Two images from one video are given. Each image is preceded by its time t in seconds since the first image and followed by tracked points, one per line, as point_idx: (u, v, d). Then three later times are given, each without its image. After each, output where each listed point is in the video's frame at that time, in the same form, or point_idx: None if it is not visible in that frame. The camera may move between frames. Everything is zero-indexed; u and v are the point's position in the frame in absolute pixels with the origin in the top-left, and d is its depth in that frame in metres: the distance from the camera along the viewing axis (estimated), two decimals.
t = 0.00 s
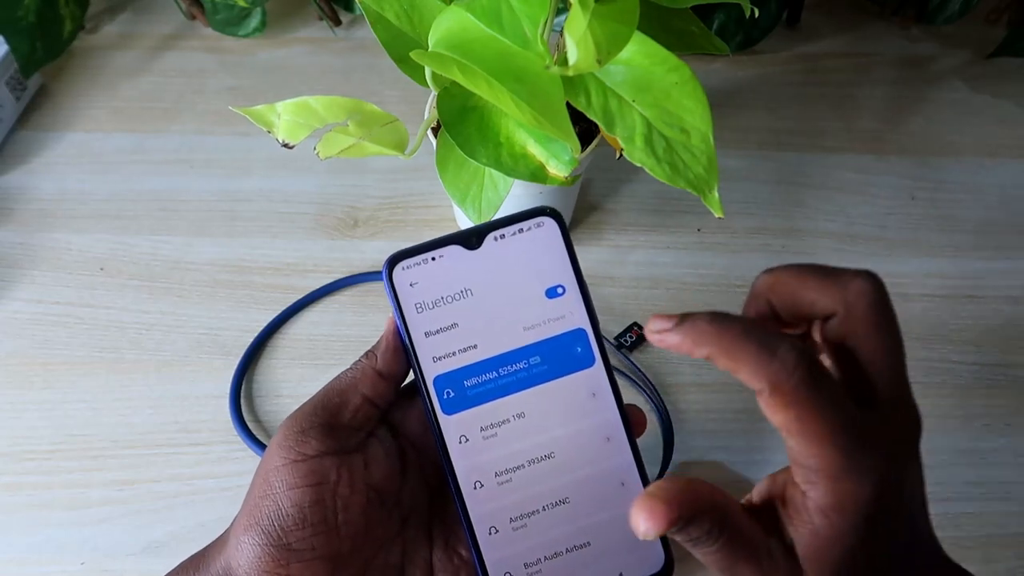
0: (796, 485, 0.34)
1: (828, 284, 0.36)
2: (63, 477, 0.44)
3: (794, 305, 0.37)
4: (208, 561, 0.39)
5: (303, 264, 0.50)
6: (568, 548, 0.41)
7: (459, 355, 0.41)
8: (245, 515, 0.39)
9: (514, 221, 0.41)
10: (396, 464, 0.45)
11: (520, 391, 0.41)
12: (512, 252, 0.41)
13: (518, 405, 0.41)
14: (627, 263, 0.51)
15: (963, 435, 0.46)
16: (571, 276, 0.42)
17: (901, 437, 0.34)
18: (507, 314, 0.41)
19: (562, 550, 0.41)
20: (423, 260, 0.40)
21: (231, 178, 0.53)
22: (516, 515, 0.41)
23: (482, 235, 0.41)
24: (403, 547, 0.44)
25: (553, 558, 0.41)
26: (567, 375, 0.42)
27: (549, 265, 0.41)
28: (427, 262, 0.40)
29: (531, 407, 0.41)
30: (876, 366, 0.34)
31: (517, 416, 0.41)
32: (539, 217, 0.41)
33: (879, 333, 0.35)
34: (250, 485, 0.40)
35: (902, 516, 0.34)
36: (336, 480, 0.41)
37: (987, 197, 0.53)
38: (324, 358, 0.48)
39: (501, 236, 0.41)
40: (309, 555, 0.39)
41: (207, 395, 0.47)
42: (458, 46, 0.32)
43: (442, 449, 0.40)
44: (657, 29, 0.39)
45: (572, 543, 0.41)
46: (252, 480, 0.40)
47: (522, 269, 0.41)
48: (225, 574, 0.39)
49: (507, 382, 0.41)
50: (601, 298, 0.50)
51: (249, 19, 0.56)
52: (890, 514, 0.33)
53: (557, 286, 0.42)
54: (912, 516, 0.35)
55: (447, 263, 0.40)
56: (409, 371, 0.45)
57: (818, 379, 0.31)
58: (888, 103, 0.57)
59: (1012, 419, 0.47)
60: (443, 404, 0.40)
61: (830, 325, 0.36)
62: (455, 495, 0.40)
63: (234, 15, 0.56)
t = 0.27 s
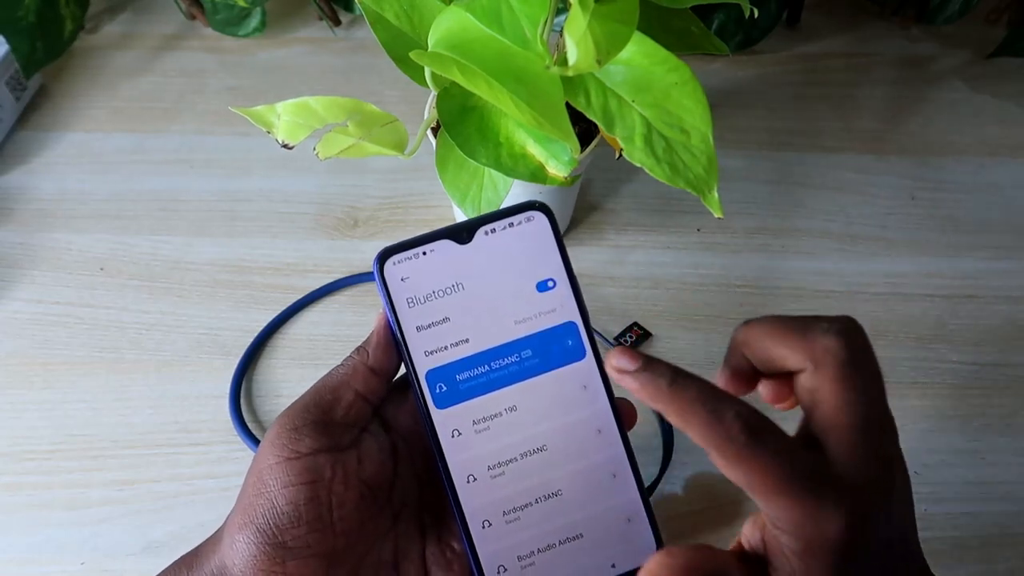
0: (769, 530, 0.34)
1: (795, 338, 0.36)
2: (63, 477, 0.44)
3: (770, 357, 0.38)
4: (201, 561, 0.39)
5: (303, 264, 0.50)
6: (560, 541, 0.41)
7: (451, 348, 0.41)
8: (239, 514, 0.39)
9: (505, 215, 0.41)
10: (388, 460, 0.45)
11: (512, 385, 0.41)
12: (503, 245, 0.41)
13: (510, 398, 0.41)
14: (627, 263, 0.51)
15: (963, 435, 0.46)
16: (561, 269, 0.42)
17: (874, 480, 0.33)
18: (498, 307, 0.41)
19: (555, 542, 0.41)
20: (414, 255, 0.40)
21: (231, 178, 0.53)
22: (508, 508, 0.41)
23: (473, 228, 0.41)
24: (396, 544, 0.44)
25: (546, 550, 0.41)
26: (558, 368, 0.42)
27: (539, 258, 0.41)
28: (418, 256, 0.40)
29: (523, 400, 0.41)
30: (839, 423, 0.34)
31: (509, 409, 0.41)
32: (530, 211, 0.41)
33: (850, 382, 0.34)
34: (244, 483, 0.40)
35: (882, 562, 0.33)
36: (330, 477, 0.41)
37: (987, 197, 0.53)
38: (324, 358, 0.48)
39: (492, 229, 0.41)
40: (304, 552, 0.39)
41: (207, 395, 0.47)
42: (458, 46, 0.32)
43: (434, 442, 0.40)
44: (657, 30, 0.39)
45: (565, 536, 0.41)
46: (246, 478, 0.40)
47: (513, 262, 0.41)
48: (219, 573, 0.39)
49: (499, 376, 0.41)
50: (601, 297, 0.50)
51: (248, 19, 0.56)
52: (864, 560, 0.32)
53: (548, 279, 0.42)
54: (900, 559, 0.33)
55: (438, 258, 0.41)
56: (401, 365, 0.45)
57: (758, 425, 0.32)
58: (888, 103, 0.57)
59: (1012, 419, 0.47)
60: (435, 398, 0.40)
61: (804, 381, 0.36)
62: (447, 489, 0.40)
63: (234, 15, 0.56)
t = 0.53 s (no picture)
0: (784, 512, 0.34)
1: (814, 322, 0.37)
2: (63, 477, 0.44)
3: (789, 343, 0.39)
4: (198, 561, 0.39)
5: (304, 264, 0.50)
6: (557, 538, 0.41)
7: (446, 349, 0.41)
8: (235, 515, 0.39)
9: (499, 214, 0.41)
10: (384, 459, 0.45)
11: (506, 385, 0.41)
12: (496, 245, 0.41)
13: (504, 398, 0.41)
14: (627, 263, 0.51)
15: (963, 435, 0.46)
16: (555, 267, 0.42)
17: (887, 467, 0.33)
18: (492, 307, 0.41)
19: (551, 540, 0.41)
20: (409, 255, 0.40)
21: (231, 178, 0.53)
22: (504, 507, 0.41)
23: (467, 229, 0.41)
24: (392, 543, 0.45)
25: (542, 547, 0.41)
26: (552, 367, 0.42)
27: (533, 256, 0.41)
28: (413, 257, 0.40)
29: (518, 400, 0.41)
30: (854, 405, 0.35)
31: (503, 408, 0.41)
32: (524, 210, 0.41)
33: (865, 368, 0.35)
34: (240, 484, 0.40)
35: (894, 544, 0.33)
36: (326, 478, 0.41)
37: (987, 197, 0.53)
38: (324, 357, 0.48)
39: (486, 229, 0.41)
40: (301, 553, 0.39)
41: (207, 395, 0.47)
42: (458, 46, 0.32)
43: (431, 442, 0.40)
44: (657, 30, 0.39)
45: (560, 533, 0.41)
46: (242, 479, 0.40)
47: (507, 262, 0.41)
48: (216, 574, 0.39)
49: (493, 376, 0.41)
50: (601, 297, 0.50)
51: (249, 19, 0.56)
52: (876, 541, 0.32)
53: (542, 278, 0.42)
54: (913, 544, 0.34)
55: (433, 258, 0.40)
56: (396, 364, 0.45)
57: (770, 406, 0.33)
58: (888, 103, 0.57)
59: (1012, 419, 0.47)
60: (431, 398, 0.40)
61: (822, 366, 0.37)
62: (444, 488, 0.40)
63: (234, 15, 0.56)
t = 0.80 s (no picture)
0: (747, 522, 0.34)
1: (773, 330, 0.38)
2: (63, 477, 0.44)
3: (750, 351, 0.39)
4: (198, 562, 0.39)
5: (303, 264, 0.50)
6: (563, 540, 0.41)
7: (450, 350, 0.41)
8: (238, 518, 0.39)
9: (502, 216, 0.41)
10: (387, 462, 0.45)
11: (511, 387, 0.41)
12: (500, 247, 0.41)
13: (509, 400, 0.41)
14: (627, 263, 0.51)
15: (963, 435, 0.46)
16: (559, 268, 0.42)
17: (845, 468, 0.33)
18: (496, 308, 0.41)
19: (557, 542, 0.41)
20: (413, 256, 0.40)
21: (231, 178, 0.53)
22: (509, 509, 0.40)
23: (471, 231, 0.41)
24: (395, 545, 0.44)
25: (549, 549, 0.41)
26: (558, 368, 0.42)
27: (537, 258, 0.42)
28: (416, 258, 0.40)
29: (523, 402, 0.41)
30: (811, 412, 0.34)
31: (509, 410, 0.41)
32: (527, 211, 0.41)
33: (823, 373, 0.35)
34: (241, 487, 0.40)
35: (861, 549, 0.33)
36: (329, 481, 0.41)
37: (988, 196, 0.53)
38: (324, 357, 0.48)
39: (490, 231, 0.41)
40: (303, 556, 0.39)
41: (207, 395, 0.47)
42: (458, 47, 0.32)
43: (435, 443, 0.40)
44: (657, 29, 0.39)
45: (567, 535, 0.41)
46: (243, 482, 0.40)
47: (512, 263, 0.41)
48: None
49: (498, 378, 0.41)
50: (601, 297, 0.50)
51: (249, 19, 0.56)
52: (840, 547, 0.32)
53: (546, 279, 0.42)
54: (882, 545, 0.33)
55: (437, 259, 0.41)
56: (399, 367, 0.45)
57: (721, 419, 0.33)
58: (888, 103, 0.57)
59: (1012, 419, 0.47)
60: (435, 399, 0.40)
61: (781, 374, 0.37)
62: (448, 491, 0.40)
63: (234, 15, 0.56)
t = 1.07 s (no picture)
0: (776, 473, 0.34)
1: (805, 290, 0.39)
2: (63, 477, 0.44)
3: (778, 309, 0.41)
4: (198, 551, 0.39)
5: (303, 264, 0.50)
6: (565, 527, 0.41)
7: (451, 335, 0.41)
8: (239, 508, 0.39)
9: (502, 206, 0.41)
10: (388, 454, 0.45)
11: (511, 372, 0.41)
12: (500, 235, 0.41)
13: (510, 386, 0.41)
14: (627, 262, 0.51)
15: (963, 435, 0.46)
16: (558, 256, 0.42)
17: (867, 425, 0.34)
18: (497, 294, 0.41)
19: (559, 528, 0.41)
20: (413, 243, 0.40)
21: (231, 178, 0.53)
22: (510, 495, 0.41)
23: (471, 219, 0.41)
24: (395, 536, 0.45)
25: (552, 534, 0.41)
26: (558, 354, 0.42)
27: (537, 245, 0.42)
28: (417, 245, 0.40)
29: (523, 387, 0.41)
30: (841, 368, 0.36)
31: (509, 395, 0.41)
32: (527, 201, 0.41)
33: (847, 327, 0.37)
34: (243, 477, 0.40)
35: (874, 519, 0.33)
36: (331, 473, 0.41)
37: (988, 196, 0.53)
38: (325, 357, 0.48)
39: (490, 219, 0.41)
40: (304, 548, 0.39)
41: (207, 395, 0.47)
42: (458, 46, 0.32)
43: (436, 428, 0.40)
44: (657, 29, 0.39)
45: (569, 522, 0.41)
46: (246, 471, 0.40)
47: (512, 250, 0.41)
48: (218, 567, 0.39)
49: (498, 363, 0.41)
50: (601, 298, 0.50)
51: (249, 18, 0.56)
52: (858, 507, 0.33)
53: (546, 266, 0.42)
54: (896, 522, 0.34)
55: (437, 246, 0.41)
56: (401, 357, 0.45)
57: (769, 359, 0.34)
58: (888, 103, 0.57)
59: (1012, 419, 0.47)
60: (436, 385, 0.40)
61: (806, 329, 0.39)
62: (449, 478, 0.40)
63: (234, 15, 0.56)
